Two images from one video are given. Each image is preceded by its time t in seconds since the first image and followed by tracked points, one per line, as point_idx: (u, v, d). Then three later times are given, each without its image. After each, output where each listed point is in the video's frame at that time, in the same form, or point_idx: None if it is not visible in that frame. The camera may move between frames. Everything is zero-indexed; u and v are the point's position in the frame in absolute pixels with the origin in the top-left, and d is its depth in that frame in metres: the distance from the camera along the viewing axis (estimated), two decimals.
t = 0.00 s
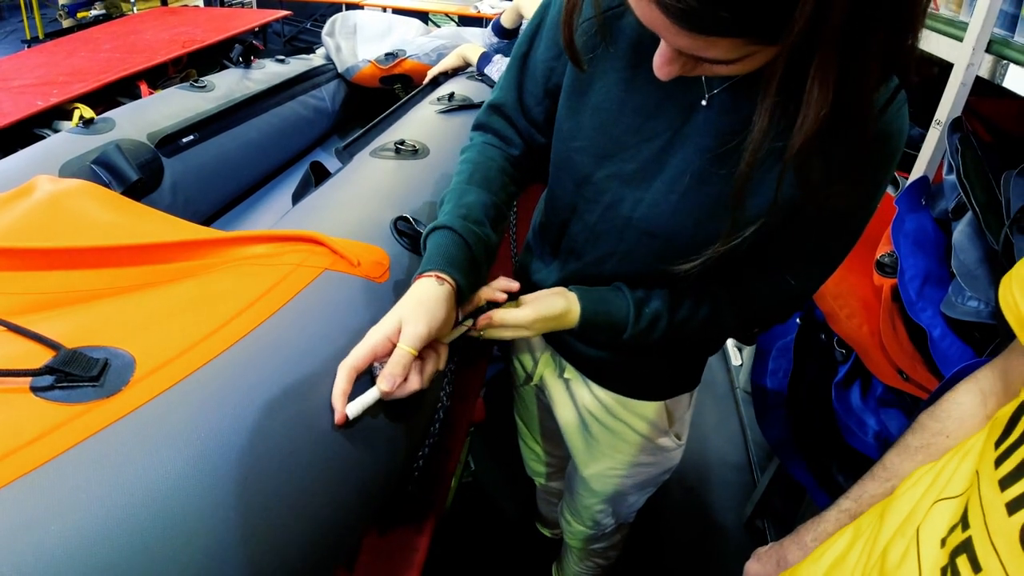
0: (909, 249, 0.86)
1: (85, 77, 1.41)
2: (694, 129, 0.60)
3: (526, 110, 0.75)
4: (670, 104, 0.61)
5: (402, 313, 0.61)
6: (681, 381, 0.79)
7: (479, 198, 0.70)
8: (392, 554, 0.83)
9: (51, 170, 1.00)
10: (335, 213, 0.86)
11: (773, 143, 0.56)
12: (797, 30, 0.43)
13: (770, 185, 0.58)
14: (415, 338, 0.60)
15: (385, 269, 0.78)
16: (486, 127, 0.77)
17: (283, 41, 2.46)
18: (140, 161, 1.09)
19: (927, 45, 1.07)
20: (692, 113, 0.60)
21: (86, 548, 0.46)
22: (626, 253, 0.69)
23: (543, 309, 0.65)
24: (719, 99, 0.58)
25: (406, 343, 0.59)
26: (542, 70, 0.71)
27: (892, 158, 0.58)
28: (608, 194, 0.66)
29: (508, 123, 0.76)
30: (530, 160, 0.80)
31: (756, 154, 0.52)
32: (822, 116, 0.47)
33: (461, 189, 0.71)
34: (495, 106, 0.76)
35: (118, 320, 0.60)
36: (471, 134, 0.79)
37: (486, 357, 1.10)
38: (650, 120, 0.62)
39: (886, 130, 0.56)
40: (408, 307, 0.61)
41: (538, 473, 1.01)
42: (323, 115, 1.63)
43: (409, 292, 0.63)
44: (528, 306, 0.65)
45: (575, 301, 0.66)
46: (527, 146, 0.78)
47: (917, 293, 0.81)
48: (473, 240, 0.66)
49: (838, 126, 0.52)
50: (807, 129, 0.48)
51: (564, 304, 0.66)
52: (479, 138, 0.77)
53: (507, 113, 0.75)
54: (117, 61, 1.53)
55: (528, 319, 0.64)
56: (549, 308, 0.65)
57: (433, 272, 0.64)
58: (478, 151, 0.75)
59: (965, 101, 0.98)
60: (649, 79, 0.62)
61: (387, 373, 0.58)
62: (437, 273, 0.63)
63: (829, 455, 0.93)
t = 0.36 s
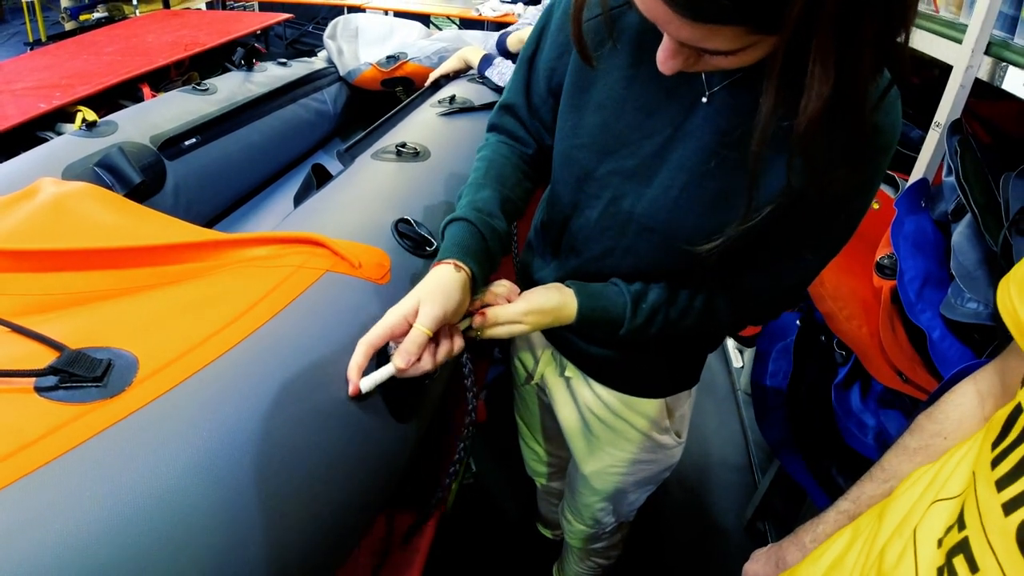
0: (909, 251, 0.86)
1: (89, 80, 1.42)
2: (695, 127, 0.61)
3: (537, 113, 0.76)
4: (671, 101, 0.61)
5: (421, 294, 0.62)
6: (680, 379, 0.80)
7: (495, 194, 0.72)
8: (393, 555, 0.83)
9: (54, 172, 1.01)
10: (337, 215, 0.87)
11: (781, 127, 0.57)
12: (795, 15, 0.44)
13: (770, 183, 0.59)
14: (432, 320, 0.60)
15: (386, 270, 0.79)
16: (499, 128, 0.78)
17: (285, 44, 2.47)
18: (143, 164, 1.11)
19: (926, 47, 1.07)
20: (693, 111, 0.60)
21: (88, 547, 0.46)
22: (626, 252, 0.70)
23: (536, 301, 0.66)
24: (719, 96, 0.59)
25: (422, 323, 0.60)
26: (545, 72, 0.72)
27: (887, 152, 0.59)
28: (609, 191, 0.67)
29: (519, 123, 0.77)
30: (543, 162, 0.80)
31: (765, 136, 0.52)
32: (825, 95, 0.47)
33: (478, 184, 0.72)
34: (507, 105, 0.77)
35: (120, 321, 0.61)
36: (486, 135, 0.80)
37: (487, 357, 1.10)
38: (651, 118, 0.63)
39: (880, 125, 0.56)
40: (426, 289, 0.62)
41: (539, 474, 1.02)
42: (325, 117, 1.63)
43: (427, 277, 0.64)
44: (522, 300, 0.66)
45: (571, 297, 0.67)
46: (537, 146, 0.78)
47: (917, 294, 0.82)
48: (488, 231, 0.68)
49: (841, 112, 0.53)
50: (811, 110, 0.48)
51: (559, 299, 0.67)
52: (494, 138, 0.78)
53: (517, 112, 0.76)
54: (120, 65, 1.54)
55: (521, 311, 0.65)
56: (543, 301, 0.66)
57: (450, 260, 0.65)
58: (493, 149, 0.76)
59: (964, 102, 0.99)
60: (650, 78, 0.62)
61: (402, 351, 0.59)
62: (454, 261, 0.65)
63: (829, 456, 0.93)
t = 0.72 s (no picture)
0: (908, 250, 0.86)
1: (89, 81, 1.42)
2: (693, 123, 0.61)
3: (529, 107, 0.76)
4: (670, 97, 0.62)
5: (391, 292, 0.61)
6: (680, 377, 0.80)
7: (474, 188, 0.71)
8: (393, 555, 0.83)
9: (54, 173, 1.01)
10: (336, 215, 0.87)
11: (765, 106, 0.57)
12: None
13: (768, 178, 0.59)
14: (404, 320, 0.59)
15: (385, 270, 0.79)
16: (484, 124, 0.78)
17: (286, 45, 2.47)
18: (143, 164, 1.11)
19: (926, 46, 1.07)
20: (691, 106, 0.61)
21: (86, 544, 0.46)
22: (626, 249, 0.70)
23: (552, 308, 0.66)
24: (716, 88, 0.59)
25: (395, 325, 0.59)
26: (543, 67, 0.72)
27: (881, 141, 0.59)
28: (608, 186, 0.67)
29: (508, 119, 0.77)
30: (530, 153, 0.80)
31: (749, 112, 0.53)
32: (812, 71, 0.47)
33: (455, 179, 0.72)
34: (496, 103, 0.77)
35: (119, 321, 0.61)
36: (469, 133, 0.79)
37: (486, 356, 1.10)
38: (650, 113, 0.63)
39: (871, 114, 0.57)
40: (396, 286, 0.61)
41: (538, 473, 1.02)
42: (325, 118, 1.63)
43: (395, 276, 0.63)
44: (538, 306, 0.65)
45: (583, 301, 0.67)
46: (528, 137, 0.78)
47: (916, 293, 0.82)
48: (463, 224, 0.67)
49: (830, 95, 0.53)
50: (792, 89, 0.48)
51: (572, 305, 0.67)
52: (477, 134, 0.77)
53: (507, 108, 0.76)
54: (121, 65, 1.55)
55: (538, 318, 0.65)
56: (558, 308, 0.66)
57: (422, 252, 0.64)
58: (477, 146, 0.75)
59: (963, 102, 0.99)
60: (649, 73, 0.63)
61: (379, 359, 0.58)
62: (426, 253, 0.64)
63: (828, 456, 0.93)
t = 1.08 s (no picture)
0: (906, 250, 0.87)
1: (89, 81, 1.42)
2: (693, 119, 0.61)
3: (535, 107, 0.77)
4: (670, 93, 0.62)
5: (408, 297, 0.63)
6: (679, 374, 0.80)
7: (484, 193, 0.71)
8: (391, 554, 0.83)
9: (54, 172, 1.01)
10: (335, 215, 0.87)
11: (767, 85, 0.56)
12: None
13: (767, 174, 0.59)
14: (417, 325, 0.62)
15: (384, 268, 0.79)
16: (494, 122, 0.79)
17: (286, 45, 2.48)
18: (142, 164, 1.11)
19: (925, 46, 1.07)
20: (691, 103, 0.61)
21: (85, 540, 0.46)
22: (625, 246, 0.70)
23: (546, 296, 0.66)
24: (716, 83, 0.59)
25: (407, 328, 0.61)
26: (545, 66, 0.73)
27: (879, 135, 0.59)
28: (608, 182, 0.67)
29: (516, 116, 0.78)
30: (537, 154, 0.81)
31: (753, 93, 0.52)
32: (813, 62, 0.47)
33: (468, 183, 0.72)
34: (504, 100, 0.78)
35: (119, 318, 0.61)
36: (479, 133, 0.80)
37: (486, 355, 1.11)
38: (650, 109, 0.63)
39: (868, 107, 0.57)
40: (414, 293, 0.63)
41: (538, 471, 1.02)
42: (325, 118, 1.64)
43: (414, 277, 0.64)
44: (531, 296, 0.66)
45: (579, 289, 0.67)
46: (533, 139, 0.79)
47: (915, 293, 0.82)
48: (477, 230, 0.68)
49: (828, 84, 0.53)
50: (796, 70, 0.48)
51: (568, 293, 0.66)
52: (487, 135, 0.78)
53: (515, 105, 0.77)
54: (121, 65, 1.55)
55: (531, 307, 0.65)
56: (552, 296, 0.66)
57: (438, 261, 0.65)
58: (487, 147, 0.76)
59: (963, 101, 0.99)
60: (650, 70, 0.63)
61: (387, 356, 0.60)
62: (443, 261, 0.65)
63: (827, 455, 0.93)
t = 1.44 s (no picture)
0: (907, 250, 0.86)
1: (89, 81, 1.42)
2: (695, 118, 0.61)
3: (538, 108, 0.77)
4: (672, 93, 0.62)
5: (424, 295, 0.62)
6: (680, 376, 0.80)
7: (496, 193, 0.72)
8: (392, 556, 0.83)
9: (54, 173, 1.01)
10: (335, 216, 0.87)
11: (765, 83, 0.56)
12: None
13: (768, 173, 0.59)
14: (432, 322, 0.61)
15: (384, 271, 0.79)
16: (501, 123, 0.79)
17: (287, 45, 2.48)
18: (142, 165, 1.11)
19: (925, 45, 1.07)
20: (692, 102, 0.61)
21: (85, 546, 0.46)
22: (625, 246, 0.70)
23: (543, 295, 0.65)
24: (719, 84, 0.59)
25: (422, 325, 0.61)
26: (547, 65, 0.73)
27: (882, 137, 0.59)
28: (609, 182, 0.67)
29: (523, 118, 0.78)
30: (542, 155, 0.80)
31: (749, 94, 0.52)
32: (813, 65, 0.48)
33: (477, 182, 0.73)
34: (509, 100, 0.78)
35: (119, 322, 0.61)
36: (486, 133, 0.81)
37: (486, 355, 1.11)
38: (651, 109, 0.63)
39: (870, 107, 0.57)
40: (430, 290, 0.63)
41: (538, 473, 1.01)
42: (325, 118, 1.64)
43: (430, 275, 0.64)
44: (527, 295, 0.65)
45: (576, 288, 0.66)
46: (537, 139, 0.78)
47: (915, 293, 0.82)
48: (488, 229, 0.68)
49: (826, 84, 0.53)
50: (796, 71, 0.48)
51: (565, 292, 0.66)
52: (495, 135, 0.78)
53: (521, 106, 0.77)
54: (121, 66, 1.55)
55: (527, 306, 0.65)
56: (549, 295, 0.65)
57: (452, 259, 0.65)
58: (495, 147, 0.76)
59: (963, 101, 0.99)
60: (651, 69, 0.63)
61: (403, 352, 0.60)
62: (456, 260, 0.65)
63: (827, 455, 0.93)
